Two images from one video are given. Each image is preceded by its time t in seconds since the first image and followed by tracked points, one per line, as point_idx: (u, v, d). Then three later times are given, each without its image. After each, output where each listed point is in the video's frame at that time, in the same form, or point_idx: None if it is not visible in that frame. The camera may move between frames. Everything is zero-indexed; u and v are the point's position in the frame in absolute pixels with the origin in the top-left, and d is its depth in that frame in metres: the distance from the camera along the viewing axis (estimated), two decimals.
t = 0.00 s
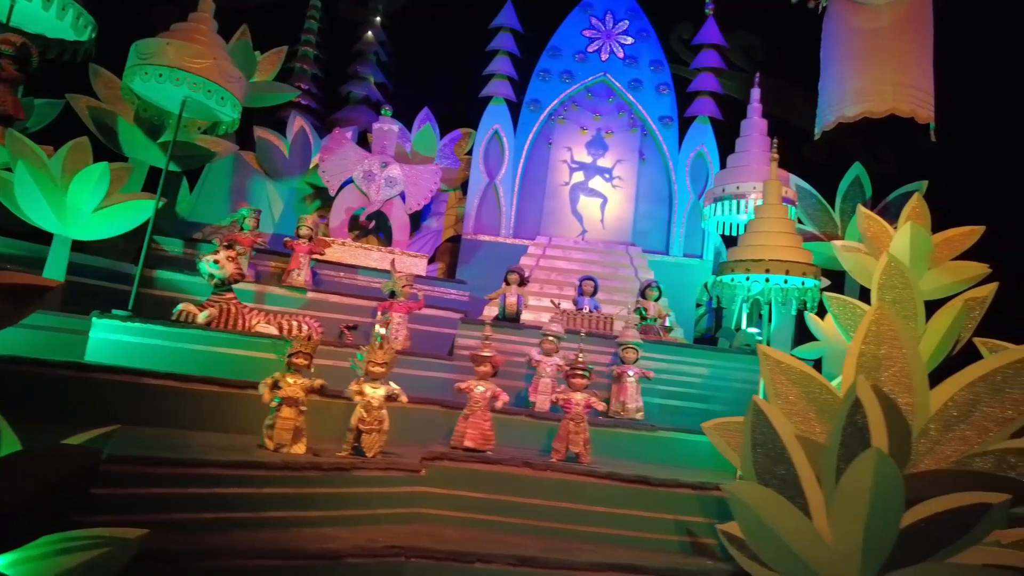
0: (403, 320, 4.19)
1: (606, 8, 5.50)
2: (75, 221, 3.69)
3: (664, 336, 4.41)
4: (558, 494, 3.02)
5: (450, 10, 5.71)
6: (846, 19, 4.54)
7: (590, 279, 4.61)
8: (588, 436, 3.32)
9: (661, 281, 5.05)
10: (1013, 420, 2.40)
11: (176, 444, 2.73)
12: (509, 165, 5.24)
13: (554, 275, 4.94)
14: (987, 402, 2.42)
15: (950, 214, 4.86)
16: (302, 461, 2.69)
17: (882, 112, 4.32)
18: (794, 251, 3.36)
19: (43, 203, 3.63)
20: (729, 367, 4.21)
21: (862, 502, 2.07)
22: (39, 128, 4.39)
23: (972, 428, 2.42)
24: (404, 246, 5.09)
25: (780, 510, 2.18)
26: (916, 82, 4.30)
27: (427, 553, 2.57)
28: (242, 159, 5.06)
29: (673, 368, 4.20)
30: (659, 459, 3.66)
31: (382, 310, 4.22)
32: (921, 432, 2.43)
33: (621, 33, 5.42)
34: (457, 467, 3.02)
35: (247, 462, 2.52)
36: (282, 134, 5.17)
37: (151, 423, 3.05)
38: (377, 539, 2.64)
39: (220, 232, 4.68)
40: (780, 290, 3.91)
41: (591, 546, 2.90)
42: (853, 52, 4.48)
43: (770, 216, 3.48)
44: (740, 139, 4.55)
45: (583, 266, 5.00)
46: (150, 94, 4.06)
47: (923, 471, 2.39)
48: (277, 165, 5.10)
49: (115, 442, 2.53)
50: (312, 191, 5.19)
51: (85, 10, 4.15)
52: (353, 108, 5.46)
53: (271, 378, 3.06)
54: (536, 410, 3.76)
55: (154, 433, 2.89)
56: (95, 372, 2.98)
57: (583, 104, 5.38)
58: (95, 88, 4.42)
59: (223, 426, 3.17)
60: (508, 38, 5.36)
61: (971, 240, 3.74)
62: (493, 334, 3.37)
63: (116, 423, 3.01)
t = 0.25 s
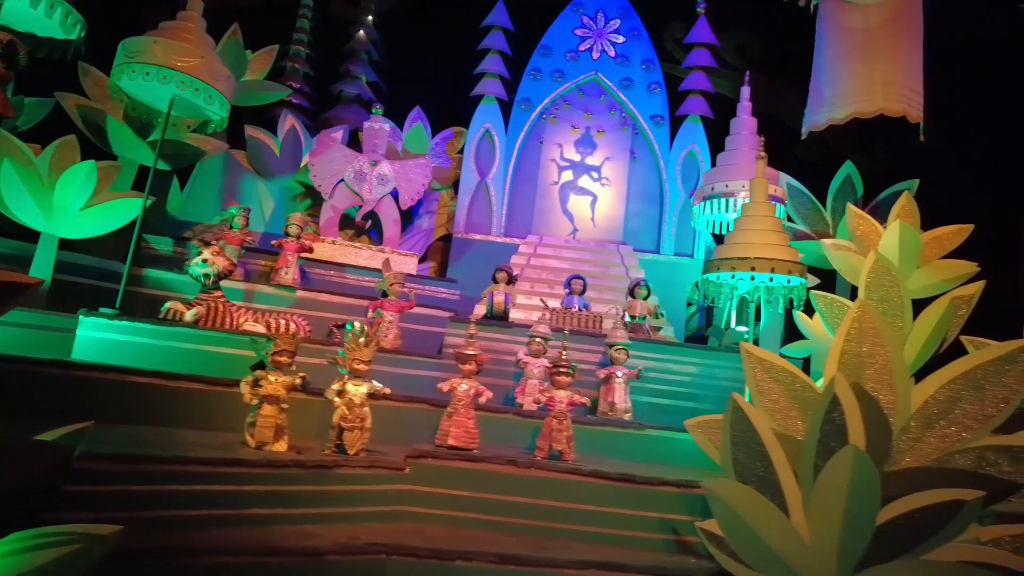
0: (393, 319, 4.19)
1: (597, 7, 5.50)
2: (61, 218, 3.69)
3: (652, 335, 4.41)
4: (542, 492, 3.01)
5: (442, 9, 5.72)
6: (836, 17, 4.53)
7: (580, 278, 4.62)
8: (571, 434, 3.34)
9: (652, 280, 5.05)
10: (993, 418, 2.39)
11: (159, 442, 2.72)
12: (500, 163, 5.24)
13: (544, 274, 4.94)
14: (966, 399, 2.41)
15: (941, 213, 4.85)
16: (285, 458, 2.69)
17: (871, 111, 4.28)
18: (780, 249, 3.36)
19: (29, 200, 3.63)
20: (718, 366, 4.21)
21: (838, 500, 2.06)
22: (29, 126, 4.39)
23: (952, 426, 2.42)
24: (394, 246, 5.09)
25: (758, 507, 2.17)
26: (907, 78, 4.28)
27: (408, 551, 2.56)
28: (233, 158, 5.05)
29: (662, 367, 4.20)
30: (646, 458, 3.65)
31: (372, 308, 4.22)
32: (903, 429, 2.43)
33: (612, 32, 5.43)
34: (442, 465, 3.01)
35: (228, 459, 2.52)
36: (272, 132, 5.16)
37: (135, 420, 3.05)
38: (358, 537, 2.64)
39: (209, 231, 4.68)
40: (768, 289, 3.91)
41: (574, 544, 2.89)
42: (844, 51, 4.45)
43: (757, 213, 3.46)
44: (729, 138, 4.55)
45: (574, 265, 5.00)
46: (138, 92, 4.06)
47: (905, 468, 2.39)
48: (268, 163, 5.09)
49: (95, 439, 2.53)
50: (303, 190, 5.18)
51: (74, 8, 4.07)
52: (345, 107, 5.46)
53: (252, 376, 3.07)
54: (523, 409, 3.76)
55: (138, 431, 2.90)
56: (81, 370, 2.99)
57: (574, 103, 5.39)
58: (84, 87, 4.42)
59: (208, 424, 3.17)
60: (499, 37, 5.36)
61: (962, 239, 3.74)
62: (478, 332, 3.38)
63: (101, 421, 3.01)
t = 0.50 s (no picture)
0: (383, 317, 4.19)
1: (589, 5, 5.51)
2: (49, 216, 3.70)
3: (643, 333, 4.41)
4: (527, 490, 3.01)
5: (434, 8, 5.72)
6: (826, 16, 4.52)
7: (570, 276, 4.61)
8: (555, 432, 3.35)
9: (644, 279, 5.05)
10: (975, 415, 2.38)
11: (143, 440, 2.72)
12: (492, 162, 5.24)
13: (536, 272, 4.94)
14: (947, 396, 2.41)
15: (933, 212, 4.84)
16: (268, 455, 2.69)
17: (862, 112, 4.28)
18: (767, 247, 3.35)
19: (17, 199, 3.63)
20: (707, 364, 4.20)
21: (815, 496, 2.05)
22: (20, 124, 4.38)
23: (933, 423, 2.41)
24: (386, 244, 5.10)
25: (737, 504, 2.17)
26: (895, 77, 4.28)
27: (390, 547, 2.56)
28: (224, 156, 5.06)
29: (651, 365, 4.20)
30: (634, 455, 3.65)
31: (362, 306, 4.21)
32: (884, 427, 2.42)
33: (604, 30, 5.44)
34: (426, 462, 3.01)
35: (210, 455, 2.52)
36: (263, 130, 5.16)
37: (121, 418, 3.06)
38: (341, 534, 2.63)
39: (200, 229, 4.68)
40: (752, 287, 3.93)
41: (559, 542, 2.88)
42: (834, 50, 4.44)
43: (743, 211, 3.47)
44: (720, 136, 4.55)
45: (565, 264, 5.00)
46: (127, 90, 4.06)
47: (887, 466, 2.38)
48: (259, 162, 5.09)
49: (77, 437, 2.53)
50: (293, 188, 5.20)
51: (62, 6, 4.03)
52: (337, 105, 5.46)
53: (234, 374, 3.07)
54: (511, 407, 3.76)
55: (123, 428, 2.89)
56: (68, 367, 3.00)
57: (566, 101, 5.39)
58: (73, 86, 4.44)
59: (194, 422, 3.19)
60: (492, 35, 5.35)
61: (951, 237, 3.68)
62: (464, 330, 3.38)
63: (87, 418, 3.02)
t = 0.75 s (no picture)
0: (372, 315, 4.19)
1: (581, 4, 5.51)
2: (38, 215, 3.70)
3: (634, 331, 4.41)
4: (511, 487, 3.00)
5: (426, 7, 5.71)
6: (816, 14, 4.51)
7: (562, 274, 4.61)
8: (540, 430, 3.38)
9: (635, 277, 5.05)
10: (955, 412, 2.38)
11: (127, 437, 2.73)
12: (484, 160, 5.23)
13: (527, 271, 4.94)
14: (928, 393, 2.40)
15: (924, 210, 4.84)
16: (251, 452, 2.69)
17: (852, 112, 4.27)
18: (754, 245, 3.35)
19: (7, 198, 3.64)
20: (697, 362, 4.20)
21: (794, 493, 2.05)
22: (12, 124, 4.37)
23: (915, 421, 2.40)
24: (377, 242, 5.12)
25: (717, 502, 2.16)
26: (886, 76, 4.27)
27: (373, 545, 2.56)
28: (216, 155, 5.07)
29: (640, 363, 4.19)
30: (622, 454, 3.65)
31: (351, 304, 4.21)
32: (867, 425, 2.41)
33: (596, 29, 5.44)
34: (411, 460, 3.01)
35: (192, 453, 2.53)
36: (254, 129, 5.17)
37: (107, 415, 3.09)
38: (324, 532, 2.63)
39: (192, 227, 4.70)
40: (741, 286, 3.93)
41: (543, 540, 2.87)
42: (825, 47, 4.44)
43: (730, 209, 3.47)
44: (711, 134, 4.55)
45: (557, 262, 5.00)
46: (117, 88, 4.06)
47: (868, 463, 2.37)
48: (252, 161, 5.12)
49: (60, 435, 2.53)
50: (284, 186, 5.22)
51: (52, 4, 4.03)
52: (329, 104, 5.46)
53: (218, 372, 3.09)
54: (498, 405, 3.77)
55: (108, 427, 2.90)
56: (55, 365, 3.03)
57: (558, 100, 5.40)
58: (64, 83, 4.42)
59: (180, 418, 3.22)
60: (484, 34, 5.35)
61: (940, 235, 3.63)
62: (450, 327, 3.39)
63: (74, 415, 3.03)
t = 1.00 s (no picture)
0: (361, 314, 4.19)
1: (573, 4, 5.51)
2: (27, 214, 3.73)
3: (623, 330, 4.41)
4: (496, 486, 3.00)
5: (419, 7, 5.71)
6: (807, 13, 4.51)
7: (552, 274, 4.61)
8: (527, 428, 3.37)
9: (626, 276, 5.05)
10: (936, 410, 2.38)
11: (110, 436, 2.74)
12: (475, 160, 5.23)
13: (518, 270, 4.94)
14: (909, 392, 2.40)
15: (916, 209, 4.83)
16: (235, 451, 2.70)
17: (841, 111, 4.27)
18: (741, 244, 3.35)
19: None
20: (686, 361, 4.21)
21: (770, 492, 2.05)
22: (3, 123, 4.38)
23: (895, 419, 2.39)
24: (369, 242, 5.15)
25: (697, 501, 2.15)
26: (875, 76, 4.28)
27: (354, 543, 2.56)
28: (207, 155, 5.08)
29: (629, 362, 4.20)
30: (610, 452, 3.65)
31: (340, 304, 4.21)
32: (847, 424, 2.40)
33: (588, 28, 5.44)
34: (396, 459, 3.01)
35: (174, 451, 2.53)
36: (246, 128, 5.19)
37: (93, 414, 3.10)
38: (306, 530, 2.63)
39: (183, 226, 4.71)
40: (730, 284, 3.91)
41: (526, 538, 2.87)
42: (815, 47, 4.44)
43: (715, 207, 3.48)
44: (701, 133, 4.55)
45: (548, 261, 5.00)
46: (106, 88, 4.07)
47: (849, 462, 2.36)
48: (244, 161, 5.13)
49: (41, 434, 2.53)
50: (276, 185, 5.22)
51: (43, 5, 4.03)
52: (321, 103, 5.45)
53: (204, 371, 3.10)
54: (486, 404, 3.77)
55: (93, 425, 2.91)
56: (41, 364, 3.03)
57: (550, 99, 5.40)
58: (54, 84, 4.44)
59: (165, 417, 3.23)
60: (476, 34, 5.34)
61: (931, 235, 3.53)
62: (435, 326, 3.38)
63: (59, 414, 3.03)
